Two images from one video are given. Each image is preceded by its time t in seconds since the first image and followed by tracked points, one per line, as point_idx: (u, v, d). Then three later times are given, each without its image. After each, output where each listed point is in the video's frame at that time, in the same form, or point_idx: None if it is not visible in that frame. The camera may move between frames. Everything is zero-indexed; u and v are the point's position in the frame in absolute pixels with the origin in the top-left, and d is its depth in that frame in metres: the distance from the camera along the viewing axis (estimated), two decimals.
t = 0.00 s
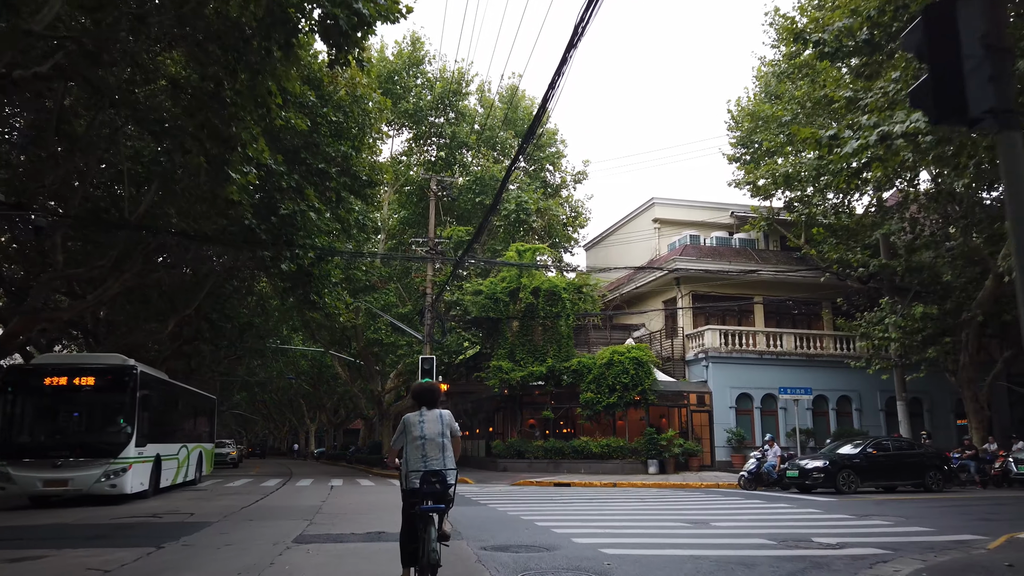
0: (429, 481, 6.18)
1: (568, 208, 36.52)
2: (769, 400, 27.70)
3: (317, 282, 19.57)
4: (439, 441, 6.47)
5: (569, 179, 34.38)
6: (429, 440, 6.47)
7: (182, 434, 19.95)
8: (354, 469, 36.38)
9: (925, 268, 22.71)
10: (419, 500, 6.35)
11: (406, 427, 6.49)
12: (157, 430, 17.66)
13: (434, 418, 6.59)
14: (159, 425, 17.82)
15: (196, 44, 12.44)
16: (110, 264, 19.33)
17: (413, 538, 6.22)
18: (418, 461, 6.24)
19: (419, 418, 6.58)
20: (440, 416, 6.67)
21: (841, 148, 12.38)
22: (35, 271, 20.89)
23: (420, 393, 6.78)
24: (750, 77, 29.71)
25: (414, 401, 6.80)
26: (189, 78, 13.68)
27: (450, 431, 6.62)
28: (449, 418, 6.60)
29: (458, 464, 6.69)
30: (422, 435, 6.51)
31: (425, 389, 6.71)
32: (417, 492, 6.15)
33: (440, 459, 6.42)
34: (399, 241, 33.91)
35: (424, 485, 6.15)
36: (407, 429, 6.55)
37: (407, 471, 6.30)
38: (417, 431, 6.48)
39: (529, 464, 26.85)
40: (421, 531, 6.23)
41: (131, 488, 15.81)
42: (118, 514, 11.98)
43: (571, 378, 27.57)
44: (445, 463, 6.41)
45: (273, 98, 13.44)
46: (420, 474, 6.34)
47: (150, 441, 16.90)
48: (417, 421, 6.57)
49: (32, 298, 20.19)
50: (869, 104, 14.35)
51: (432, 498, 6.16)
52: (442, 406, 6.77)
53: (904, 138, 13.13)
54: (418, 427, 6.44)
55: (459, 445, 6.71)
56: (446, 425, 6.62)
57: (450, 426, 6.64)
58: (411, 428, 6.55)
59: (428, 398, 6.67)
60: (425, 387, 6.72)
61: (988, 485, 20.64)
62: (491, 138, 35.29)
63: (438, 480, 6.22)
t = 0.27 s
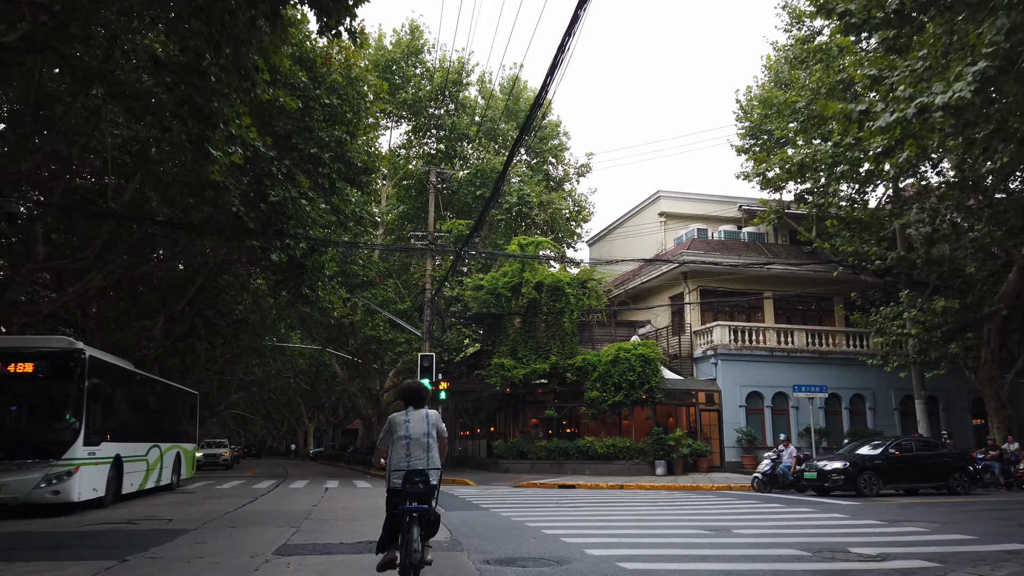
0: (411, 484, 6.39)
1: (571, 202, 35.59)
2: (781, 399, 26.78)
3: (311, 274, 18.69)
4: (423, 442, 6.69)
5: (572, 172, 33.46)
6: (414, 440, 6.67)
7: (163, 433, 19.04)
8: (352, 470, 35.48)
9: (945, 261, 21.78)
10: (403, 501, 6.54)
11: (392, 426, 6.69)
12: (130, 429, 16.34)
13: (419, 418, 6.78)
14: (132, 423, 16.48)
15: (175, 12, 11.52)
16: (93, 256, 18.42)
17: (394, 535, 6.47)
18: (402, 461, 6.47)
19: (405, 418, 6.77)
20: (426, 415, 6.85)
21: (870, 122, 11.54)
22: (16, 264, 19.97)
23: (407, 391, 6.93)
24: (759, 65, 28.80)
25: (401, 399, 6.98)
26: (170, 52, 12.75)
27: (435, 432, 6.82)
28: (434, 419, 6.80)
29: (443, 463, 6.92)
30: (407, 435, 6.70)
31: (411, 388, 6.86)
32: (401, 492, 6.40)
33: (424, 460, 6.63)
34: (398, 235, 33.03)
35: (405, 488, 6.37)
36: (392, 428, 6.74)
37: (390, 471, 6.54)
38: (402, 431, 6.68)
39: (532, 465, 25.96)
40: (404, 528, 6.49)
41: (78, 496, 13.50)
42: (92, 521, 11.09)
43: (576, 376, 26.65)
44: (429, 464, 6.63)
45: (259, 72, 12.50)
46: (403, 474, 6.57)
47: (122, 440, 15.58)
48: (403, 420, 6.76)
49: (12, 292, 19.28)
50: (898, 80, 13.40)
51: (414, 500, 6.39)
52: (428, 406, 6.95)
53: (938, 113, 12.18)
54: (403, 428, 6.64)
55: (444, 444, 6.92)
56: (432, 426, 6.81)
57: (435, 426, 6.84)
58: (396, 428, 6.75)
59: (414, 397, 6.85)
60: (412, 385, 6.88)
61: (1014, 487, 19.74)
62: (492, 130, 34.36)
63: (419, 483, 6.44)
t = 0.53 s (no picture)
0: (394, 482, 6.90)
1: (573, 195, 34.66)
2: (791, 397, 25.85)
3: (302, 265, 17.77)
4: (406, 441, 7.22)
5: (574, 164, 32.53)
6: (397, 440, 7.22)
7: (129, 428, 18.00)
8: (349, 471, 34.55)
9: (966, 252, 20.86)
10: (385, 499, 6.98)
11: (377, 426, 7.25)
12: (84, 425, 15.20)
13: (403, 419, 7.32)
14: (86, 418, 15.32)
15: None
16: (73, 246, 17.51)
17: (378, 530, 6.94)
18: (385, 459, 6.99)
19: (390, 419, 7.31)
20: (410, 416, 7.39)
21: (906, 96, 10.59)
22: None
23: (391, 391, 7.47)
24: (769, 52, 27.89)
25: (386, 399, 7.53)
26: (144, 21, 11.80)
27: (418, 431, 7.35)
28: (417, 419, 7.31)
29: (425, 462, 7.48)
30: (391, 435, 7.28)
31: (395, 390, 7.38)
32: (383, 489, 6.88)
33: (407, 459, 7.17)
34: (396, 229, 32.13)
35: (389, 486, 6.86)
36: (378, 428, 7.31)
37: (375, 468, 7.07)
38: (387, 431, 7.23)
39: (534, 466, 25.07)
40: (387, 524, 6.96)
41: None
42: (57, 528, 10.18)
43: (579, 373, 25.73)
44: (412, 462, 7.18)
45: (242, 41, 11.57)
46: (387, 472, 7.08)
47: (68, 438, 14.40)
48: (388, 421, 7.32)
49: None
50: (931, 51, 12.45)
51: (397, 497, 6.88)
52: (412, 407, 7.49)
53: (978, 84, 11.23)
54: (387, 427, 7.19)
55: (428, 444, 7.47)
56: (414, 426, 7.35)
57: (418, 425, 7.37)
58: (381, 428, 7.31)
59: (398, 399, 7.37)
60: (395, 387, 7.41)
61: None
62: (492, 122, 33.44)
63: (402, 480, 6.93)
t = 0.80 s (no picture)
0: (384, 483, 7.18)
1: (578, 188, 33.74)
2: (807, 396, 24.93)
3: (297, 256, 16.89)
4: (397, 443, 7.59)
5: (580, 156, 31.62)
6: (389, 441, 7.70)
7: (130, 431, 17.24)
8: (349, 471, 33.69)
9: (994, 243, 19.91)
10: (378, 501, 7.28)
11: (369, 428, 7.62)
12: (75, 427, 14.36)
13: (395, 421, 7.70)
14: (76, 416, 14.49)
15: None
16: (56, 236, 16.63)
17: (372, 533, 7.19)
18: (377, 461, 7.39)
19: (382, 421, 7.70)
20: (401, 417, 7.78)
21: (955, 62, 9.88)
22: None
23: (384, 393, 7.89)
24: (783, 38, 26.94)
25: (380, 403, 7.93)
26: None
27: (408, 432, 7.74)
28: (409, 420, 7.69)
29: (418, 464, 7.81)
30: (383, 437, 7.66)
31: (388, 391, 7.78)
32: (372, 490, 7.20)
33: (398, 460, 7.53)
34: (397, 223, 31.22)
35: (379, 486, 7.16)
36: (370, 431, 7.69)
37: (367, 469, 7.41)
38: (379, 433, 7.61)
39: (540, 467, 24.23)
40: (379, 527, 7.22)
41: None
42: (23, 538, 9.31)
43: (586, 371, 24.80)
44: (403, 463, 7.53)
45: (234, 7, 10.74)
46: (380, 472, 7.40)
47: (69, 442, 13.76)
48: (380, 422, 7.70)
49: None
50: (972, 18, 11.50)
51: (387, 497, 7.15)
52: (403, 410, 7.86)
53: None
54: (379, 429, 7.57)
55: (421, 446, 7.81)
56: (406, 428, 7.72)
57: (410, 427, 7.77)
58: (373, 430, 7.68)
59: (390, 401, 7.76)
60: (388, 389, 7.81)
61: None
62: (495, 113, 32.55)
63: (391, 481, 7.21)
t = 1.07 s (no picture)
0: (377, 487, 7.84)
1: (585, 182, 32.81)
2: (824, 395, 24.00)
3: (291, 247, 16.00)
4: (392, 446, 8.32)
5: (587, 148, 30.69)
6: (384, 444, 8.35)
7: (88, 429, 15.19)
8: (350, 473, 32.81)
9: None
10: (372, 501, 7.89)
11: (366, 432, 8.34)
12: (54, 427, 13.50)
13: (390, 424, 8.40)
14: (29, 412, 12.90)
15: None
16: (38, 225, 15.80)
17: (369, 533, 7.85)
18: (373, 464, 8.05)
19: (378, 425, 8.41)
20: (397, 420, 8.49)
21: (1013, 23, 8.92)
22: None
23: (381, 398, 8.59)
24: (799, 23, 25.96)
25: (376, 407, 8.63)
26: None
27: (403, 436, 8.40)
28: (403, 423, 8.40)
29: (414, 465, 8.53)
30: (380, 440, 8.39)
31: (383, 397, 8.47)
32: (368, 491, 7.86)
33: (393, 462, 8.26)
34: (399, 217, 30.29)
35: (373, 489, 7.81)
36: (367, 434, 8.40)
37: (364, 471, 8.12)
38: (375, 437, 8.32)
39: (546, 469, 23.34)
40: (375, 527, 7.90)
41: None
42: None
43: (594, 369, 23.88)
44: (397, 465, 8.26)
45: None
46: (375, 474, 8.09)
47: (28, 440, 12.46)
48: (376, 426, 8.42)
49: None
50: None
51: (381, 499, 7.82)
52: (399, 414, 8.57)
53: None
54: (374, 433, 8.30)
55: (417, 448, 8.53)
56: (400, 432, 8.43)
57: (405, 429, 8.49)
58: (370, 434, 8.40)
59: (386, 406, 8.46)
60: (383, 394, 8.52)
61: None
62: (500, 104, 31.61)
63: (385, 485, 7.86)
